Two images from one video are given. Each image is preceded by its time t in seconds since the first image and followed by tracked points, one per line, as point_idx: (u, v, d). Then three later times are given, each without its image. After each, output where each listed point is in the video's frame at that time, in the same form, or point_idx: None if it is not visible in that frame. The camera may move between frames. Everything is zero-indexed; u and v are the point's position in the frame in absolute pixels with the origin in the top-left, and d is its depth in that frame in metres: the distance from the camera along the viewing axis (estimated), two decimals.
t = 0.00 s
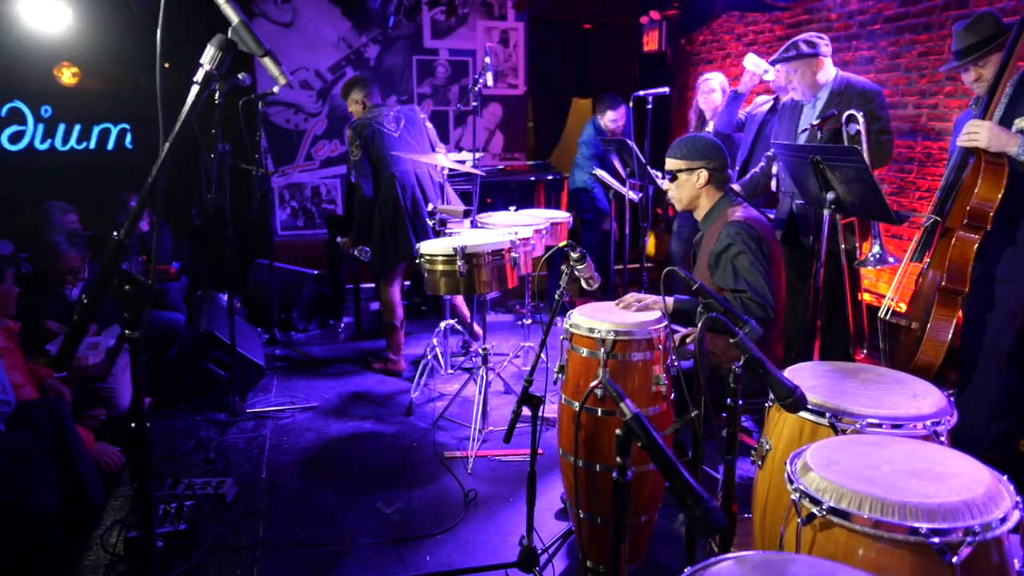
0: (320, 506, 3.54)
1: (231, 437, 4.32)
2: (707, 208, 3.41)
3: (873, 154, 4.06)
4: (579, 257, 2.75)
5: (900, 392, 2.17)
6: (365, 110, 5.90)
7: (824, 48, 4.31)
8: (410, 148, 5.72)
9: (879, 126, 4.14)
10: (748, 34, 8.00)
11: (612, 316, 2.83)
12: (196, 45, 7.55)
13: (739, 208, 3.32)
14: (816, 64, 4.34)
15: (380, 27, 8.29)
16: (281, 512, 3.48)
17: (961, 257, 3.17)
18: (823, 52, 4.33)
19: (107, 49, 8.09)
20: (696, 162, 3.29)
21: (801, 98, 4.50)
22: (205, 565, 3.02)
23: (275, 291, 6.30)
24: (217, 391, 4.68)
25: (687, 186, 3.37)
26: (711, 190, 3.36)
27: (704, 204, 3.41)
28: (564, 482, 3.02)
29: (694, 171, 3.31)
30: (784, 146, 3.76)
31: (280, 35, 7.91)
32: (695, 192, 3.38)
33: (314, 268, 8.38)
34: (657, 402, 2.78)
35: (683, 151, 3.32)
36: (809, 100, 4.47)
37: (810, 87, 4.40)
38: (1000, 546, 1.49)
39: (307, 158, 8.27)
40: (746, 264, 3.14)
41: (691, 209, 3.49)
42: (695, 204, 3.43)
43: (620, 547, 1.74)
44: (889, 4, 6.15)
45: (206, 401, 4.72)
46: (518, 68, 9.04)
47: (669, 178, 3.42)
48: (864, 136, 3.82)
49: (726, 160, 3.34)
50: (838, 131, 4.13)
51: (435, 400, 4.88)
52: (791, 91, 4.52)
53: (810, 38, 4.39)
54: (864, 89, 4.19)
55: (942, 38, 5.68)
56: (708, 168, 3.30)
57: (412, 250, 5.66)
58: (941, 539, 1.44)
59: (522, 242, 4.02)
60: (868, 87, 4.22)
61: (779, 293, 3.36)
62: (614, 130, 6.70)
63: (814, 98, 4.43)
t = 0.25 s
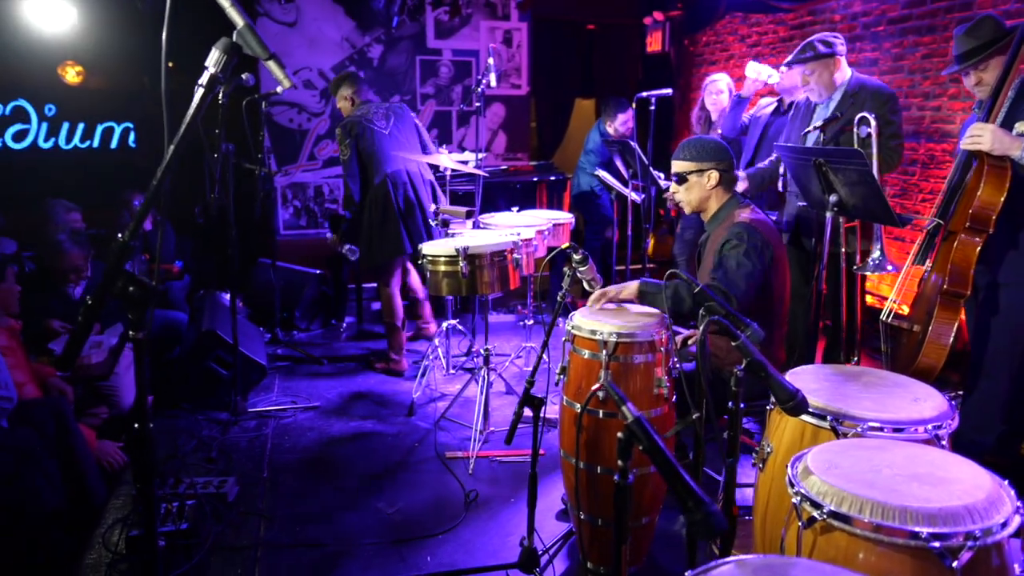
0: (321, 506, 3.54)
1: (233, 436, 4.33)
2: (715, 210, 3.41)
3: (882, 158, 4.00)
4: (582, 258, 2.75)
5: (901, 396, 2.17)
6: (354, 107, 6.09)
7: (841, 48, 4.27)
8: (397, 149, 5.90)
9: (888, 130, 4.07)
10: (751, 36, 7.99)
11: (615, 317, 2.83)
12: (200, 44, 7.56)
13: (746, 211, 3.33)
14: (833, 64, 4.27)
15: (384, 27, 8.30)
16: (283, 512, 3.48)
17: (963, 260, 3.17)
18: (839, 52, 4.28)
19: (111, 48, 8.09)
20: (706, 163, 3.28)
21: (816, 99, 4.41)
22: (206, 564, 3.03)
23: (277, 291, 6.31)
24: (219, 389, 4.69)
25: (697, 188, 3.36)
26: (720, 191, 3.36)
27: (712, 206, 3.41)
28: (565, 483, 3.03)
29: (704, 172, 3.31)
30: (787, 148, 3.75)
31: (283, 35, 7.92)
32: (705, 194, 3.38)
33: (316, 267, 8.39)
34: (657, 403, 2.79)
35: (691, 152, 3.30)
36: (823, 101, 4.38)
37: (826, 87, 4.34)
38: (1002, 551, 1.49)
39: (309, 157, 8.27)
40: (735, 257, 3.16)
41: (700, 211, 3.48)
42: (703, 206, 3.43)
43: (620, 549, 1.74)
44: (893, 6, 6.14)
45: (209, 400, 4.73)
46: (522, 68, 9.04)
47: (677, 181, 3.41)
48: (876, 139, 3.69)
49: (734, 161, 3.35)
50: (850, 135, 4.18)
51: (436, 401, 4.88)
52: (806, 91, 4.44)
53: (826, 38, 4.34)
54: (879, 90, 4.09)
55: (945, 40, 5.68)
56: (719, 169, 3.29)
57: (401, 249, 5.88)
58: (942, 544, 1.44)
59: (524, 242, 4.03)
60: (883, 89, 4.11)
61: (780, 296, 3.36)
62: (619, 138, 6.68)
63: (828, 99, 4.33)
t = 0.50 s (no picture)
0: (328, 509, 3.54)
1: (238, 438, 4.32)
2: (725, 214, 3.41)
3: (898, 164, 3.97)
4: (594, 263, 2.74)
5: (917, 403, 2.17)
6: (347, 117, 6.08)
7: (861, 51, 4.18)
8: (393, 153, 5.85)
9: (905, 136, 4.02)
10: (755, 37, 7.98)
11: (626, 321, 2.83)
12: (203, 43, 7.55)
13: (756, 216, 3.32)
14: (853, 67, 4.18)
15: (387, 27, 8.29)
16: (290, 514, 3.47)
17: (973, 266, 3.16)
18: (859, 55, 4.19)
19: (113, 46, 8.07)
20: (718, 167, 3.28)
21: (833, 102, 4.34)
22: (215, 567, 3.02)
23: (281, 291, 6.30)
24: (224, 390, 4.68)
25: (707, 192, 3.36)
26: (731, 196, 3.37)
27: (721, 211, 3.41)
28: (575, 488, 3.02)
29: (715, 177, 3.31)
30: (796, 152, 3.76)
31: (287, 35, 7.91)
32: (715, 199, 3.37)
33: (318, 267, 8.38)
34: (668, 408, 2.78)
35: (701, 157, 3.31)
36: (840, 104, 4.31)
37: (845, 91, 4.24)
38: None
39: (312, 157, 8.26)
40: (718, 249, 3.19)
41: (710, 215, 3.48)
42: (714, 210, 3.42)
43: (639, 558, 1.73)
44: (898, 9, 6.14)
45: (214, 401, 4.71)
46: (525, 69, 9.03)
47: (687, 186, 3.40)
48: (892, 145, 3.68)
49: (744, 165, 3.35)
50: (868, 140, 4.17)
51: (442, 402, 4.88)
52: (823, 94, 4.37)
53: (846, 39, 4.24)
54: (899, 94, 4.04)
55: (951, 43, 5.68)
56: (729, 173, 3.29)
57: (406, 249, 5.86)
58: (966, 554, 1.43)
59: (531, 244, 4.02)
60: (903, 94, 4.07)
61: (789, 301, 3.35)
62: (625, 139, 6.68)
63: (846, 102, 4.27)
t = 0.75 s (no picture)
0: (345, 516, 3.52)
1: (252, 443, 4.30)
2: (741, 223, 3.35)
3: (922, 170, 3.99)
4: (617, 269, 2.71)
5: (950, 413, 2.14)
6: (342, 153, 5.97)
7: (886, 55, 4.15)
8: (396, 175, 5.74)
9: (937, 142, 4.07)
10: (764, 39, 7.95)
11: (647, 328, 2.81)
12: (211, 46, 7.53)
13: (773, 224, 3.28)
14: (877, 72, 4.14)
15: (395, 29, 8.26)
16: (308, 521, 3.46)
17: (1000, 273, 3.16)
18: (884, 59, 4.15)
19: (120, 49, 8.06)
20: (735, 175, 3.23)
21: (855, 106, 4.31)
22: None
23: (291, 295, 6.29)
24: (237, 395, 4.66)
25: (725, 202, 3.29)
26: (746, 205, 3.31)
27: (738, 218, 3.34)
28: (596, 494, 2.99)
29: (733, 185, 3.25)
30: (814, 158, 3.72)
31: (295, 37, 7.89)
32: (733, 208, 3.32)
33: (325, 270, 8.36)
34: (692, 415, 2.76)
35: (718, 165, 3.24)
36: (863, 109, 4.29)
37: (868, 95, 4.21)
38: None
39: (320, 160, 8.24)
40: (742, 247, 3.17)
41: (724, 226, 3.42)
42: (730, 220, 3.36)
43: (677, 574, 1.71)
44: (910, 11, 6.11)
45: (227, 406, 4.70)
46: (532, 71, 9.01)
47: (701, 196, 3.33)
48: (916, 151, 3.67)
49: (758, 173, 3.31)
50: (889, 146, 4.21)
51: (455, 407, 4.86)
52: (845, 99, 4.32)
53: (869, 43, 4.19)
54: (926, 100, 4.06)
55: (965, 45, 5.65)
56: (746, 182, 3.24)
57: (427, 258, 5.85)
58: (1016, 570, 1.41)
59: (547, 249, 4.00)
60: (927, 100, 4.08)
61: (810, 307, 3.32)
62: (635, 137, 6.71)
63: (869, 107, 4.25)
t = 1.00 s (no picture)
0: (374, 522, 3.50)
1: (277, 448, 4.29)
2: (773, 229, 3.29)
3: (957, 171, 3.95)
4: (656, 272, 2.69)
5: (1004, 417, 2.10)
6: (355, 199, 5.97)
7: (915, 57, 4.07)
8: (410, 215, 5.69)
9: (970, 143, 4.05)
10: (780, 41, 7.89)
11: (685, 331, 2.78)
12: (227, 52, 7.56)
13: (807, 226, 3.24)
14: (905, 75, 4.09)
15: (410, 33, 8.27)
16: (338, 527, 3.44)
17: None
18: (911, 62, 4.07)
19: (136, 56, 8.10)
20: (766, 182, 3.17)
21: (885, 109, 4.27)
22: None
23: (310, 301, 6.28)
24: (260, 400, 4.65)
25: (758, 209, 3.22)
26: (779, 210, 3.25)
27: (771, 222, 3.27)
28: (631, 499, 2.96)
29: (766, 192, 3.19)
30: (846, 160, 3.68)
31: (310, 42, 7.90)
32: (766, 215, 3.24)
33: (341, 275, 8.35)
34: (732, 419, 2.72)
35: (747, 172, 3.18)
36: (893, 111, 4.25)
37: (898, 98, 4.16)
38: None
39: (335, 164, 8.24)
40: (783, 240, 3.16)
41: (756, 233, 3.36)
42: (761, 228, 3.29)
43: None
44: (932, 11, 6.07)
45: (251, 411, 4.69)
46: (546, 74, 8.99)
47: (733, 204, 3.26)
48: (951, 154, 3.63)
49: (789, 178, 3.25)
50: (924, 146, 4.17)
51: (478, 412, 4.83)
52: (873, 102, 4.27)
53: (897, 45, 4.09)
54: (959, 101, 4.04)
55: (988, 45, 5.61)
56: (778, 187, 3.19)
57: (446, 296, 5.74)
58: None
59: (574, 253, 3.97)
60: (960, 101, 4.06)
61: (846, 310, 3.28)
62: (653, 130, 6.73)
63: (898, 109, 4.21)
